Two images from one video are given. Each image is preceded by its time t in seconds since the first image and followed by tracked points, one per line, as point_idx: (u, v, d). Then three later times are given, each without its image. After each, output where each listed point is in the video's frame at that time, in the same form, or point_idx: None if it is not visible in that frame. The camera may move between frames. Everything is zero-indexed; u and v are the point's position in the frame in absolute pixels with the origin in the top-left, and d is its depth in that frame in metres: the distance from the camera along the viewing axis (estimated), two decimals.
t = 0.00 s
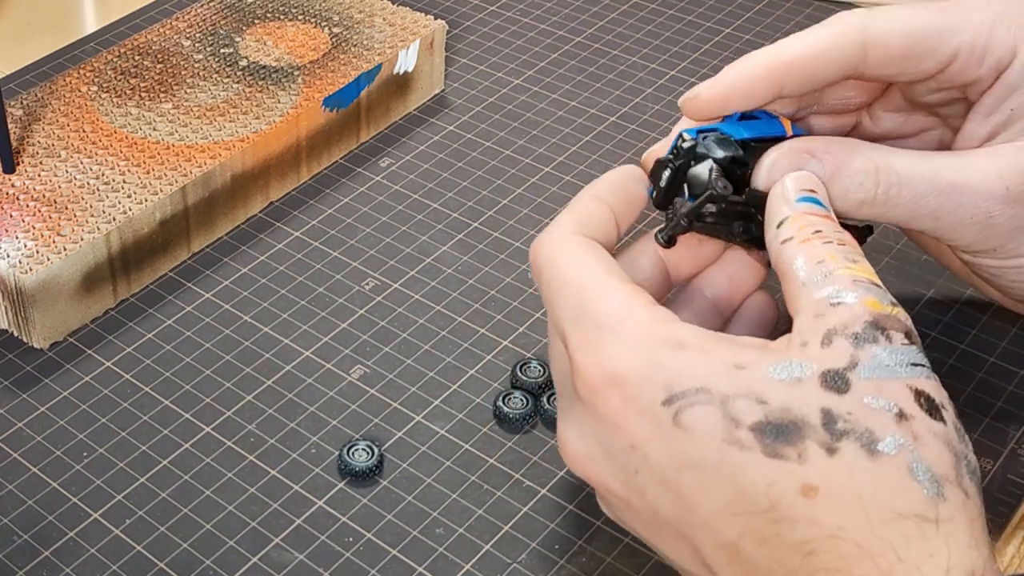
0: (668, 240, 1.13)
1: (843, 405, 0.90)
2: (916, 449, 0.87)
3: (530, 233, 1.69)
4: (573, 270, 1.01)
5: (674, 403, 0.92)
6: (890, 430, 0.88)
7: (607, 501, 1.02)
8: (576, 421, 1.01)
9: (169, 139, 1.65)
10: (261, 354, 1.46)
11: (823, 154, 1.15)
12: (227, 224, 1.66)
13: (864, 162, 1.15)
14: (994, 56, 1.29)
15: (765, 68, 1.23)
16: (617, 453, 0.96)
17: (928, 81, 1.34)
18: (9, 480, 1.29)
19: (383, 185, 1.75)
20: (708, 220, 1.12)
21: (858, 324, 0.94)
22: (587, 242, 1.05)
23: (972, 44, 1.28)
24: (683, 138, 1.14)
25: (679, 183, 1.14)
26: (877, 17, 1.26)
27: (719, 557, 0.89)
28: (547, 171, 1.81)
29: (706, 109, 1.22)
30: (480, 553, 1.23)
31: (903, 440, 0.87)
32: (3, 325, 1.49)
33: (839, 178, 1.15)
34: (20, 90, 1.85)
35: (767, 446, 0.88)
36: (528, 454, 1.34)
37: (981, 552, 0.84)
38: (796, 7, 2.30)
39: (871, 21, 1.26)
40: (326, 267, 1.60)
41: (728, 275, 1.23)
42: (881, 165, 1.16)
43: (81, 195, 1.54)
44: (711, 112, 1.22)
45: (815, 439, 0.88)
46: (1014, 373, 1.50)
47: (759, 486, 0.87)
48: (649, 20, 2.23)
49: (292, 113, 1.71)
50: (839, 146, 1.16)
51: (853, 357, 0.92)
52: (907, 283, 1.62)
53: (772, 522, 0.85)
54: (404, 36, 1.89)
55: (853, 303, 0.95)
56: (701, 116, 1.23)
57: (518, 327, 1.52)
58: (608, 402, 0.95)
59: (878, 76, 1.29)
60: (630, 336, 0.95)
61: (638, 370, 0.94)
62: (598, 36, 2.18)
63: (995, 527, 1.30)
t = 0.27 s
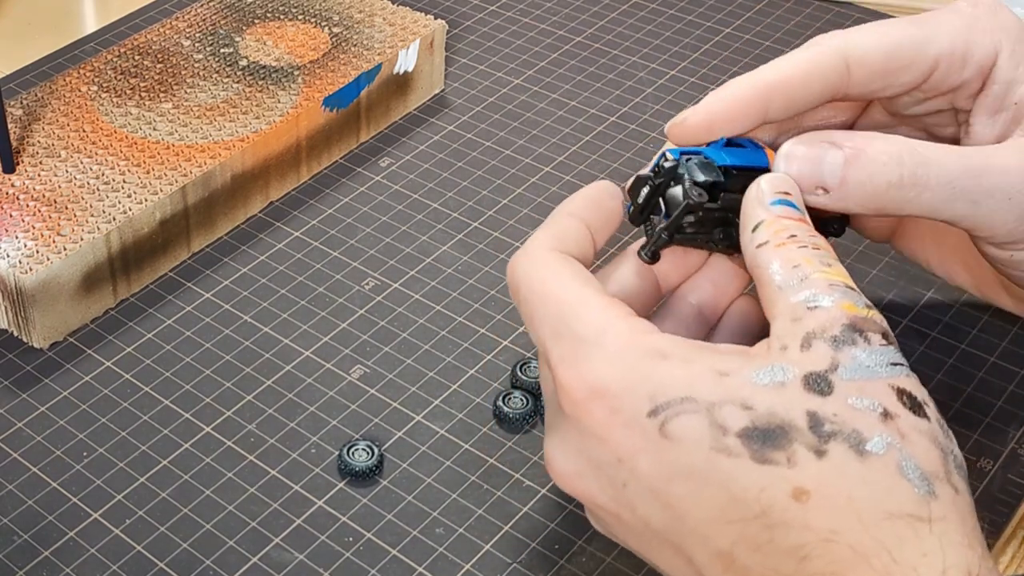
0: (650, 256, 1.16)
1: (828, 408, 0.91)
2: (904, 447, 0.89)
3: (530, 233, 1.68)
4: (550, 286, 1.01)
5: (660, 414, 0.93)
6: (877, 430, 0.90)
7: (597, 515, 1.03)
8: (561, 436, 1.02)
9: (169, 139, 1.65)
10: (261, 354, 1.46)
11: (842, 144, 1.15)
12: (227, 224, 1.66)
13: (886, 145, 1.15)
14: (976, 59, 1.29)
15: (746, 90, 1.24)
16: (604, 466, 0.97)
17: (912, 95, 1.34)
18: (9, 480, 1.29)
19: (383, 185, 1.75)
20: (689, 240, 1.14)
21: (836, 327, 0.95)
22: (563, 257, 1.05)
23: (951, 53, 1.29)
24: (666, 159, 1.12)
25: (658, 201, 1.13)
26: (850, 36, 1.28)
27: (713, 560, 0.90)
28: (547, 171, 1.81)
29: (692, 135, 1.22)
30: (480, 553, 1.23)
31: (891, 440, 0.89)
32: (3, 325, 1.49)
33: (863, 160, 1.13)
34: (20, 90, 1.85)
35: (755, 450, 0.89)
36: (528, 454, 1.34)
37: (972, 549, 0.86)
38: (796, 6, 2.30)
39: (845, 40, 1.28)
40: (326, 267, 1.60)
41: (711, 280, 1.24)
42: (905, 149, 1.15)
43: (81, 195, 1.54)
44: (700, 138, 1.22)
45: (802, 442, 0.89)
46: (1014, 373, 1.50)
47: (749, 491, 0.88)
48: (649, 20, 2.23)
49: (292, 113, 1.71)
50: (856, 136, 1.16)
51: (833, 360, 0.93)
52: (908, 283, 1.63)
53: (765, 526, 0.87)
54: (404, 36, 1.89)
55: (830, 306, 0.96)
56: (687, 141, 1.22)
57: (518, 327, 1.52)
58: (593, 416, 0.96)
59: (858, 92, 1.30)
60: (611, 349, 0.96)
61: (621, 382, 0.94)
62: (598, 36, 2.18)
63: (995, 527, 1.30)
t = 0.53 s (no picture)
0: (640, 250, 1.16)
1: (822, 407, 0.90)
2: (899, 445, 0.88)
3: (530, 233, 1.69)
4: (547, 290, 1.00)
5: (654, 418, 0.92)
6: (872, 428, 0.89)
7: (591, 521, 1.01)
8: (554, 442, 1.01)
9: (169, 139, 1.65)
10: (261, 354, 1.46)
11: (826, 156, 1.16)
12: (228, 223, 1.66)
13: (869, 155, 1.15)
14: (974, 50, 1.28)
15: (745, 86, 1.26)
16: (598, 471, 0.96)
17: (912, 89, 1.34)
18: (9, 480, 1.29)
19: (383, 185, 1.75)
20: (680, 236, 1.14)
21: (829, 328, 0.95)
22: (559, 260, 1.04)
23: (949, 42, 1.28)
24: (669, 156, 1.14)
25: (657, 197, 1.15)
26: (849, 30, 1.28)
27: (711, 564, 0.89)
28: (547, 171, 1.81)
29: (693, 129, 1.24)
30: (480, 553, 1.23)
31: (887, 438, 0.88)
32: (3, 325, 1.49)
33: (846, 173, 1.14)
34: (20, 90, 1.85)
35: (751, 451, 0.88)
36: (528, 454, 1.34)
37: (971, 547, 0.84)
38: (796, 6, 2.30)
39: (845, 33, 1.28)
40: (326, 267, 1.60)
41: (699, 277, 1.23)
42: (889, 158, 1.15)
43: (81, 195, 1.54)
44: (703, 132, 1.24)
45: (799, 442, 0.88)
46: (1014, 373, 1.50)
47: (746, 495, 0.87)
48: (649, 20, 2.23)
49: (292, 113, 1.71)
50: (841, 146, 1.16)
51: (826, 360, 0.93)
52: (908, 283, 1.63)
53: (765, 528, 0.85)
54: (404, 36, 1.89)
55: (822, 309, 0.96)
56: (688, 136, 1.25)
57: (518, 327, 1.52)
58: (587, 422, 0.95)
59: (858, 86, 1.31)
60: (607, 354, 0.95)
61: (617, 387, 0.94)
62: (599, 36, 2.18)
63: (995, 527, 1.30)
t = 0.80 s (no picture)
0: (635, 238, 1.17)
1: (810, 409, 0.90)
2: (888, 445, 0.88)
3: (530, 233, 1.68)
4: (538, 299, 1.00)
5: (642, 427, 0.91)
6: (860, 430, 0.89)
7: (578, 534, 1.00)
8: (541, 455, 0.99)
9: (169, 139, 1.65)
10: (261, 354, 1.46)
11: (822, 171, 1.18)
12: (228, 224, 1.66)
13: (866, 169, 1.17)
14: (978, 53, 1.29)
15: (755, 92, 1.25)
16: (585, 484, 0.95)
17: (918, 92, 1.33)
18: (9, 480, 1.29)
19: (383, 185, 1.75)
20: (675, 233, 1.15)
21: (813, 332, 0.95)
22: (554, 268, 1.03)
23: (955, 46, 1.28)
24: (683, 163, 1.13)
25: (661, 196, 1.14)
26: (858, 36, 1.27)
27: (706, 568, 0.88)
28: (547, 171, 1.81)
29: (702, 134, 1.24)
30: (480, 553, 1.23)
31: (875, 438, 0.88)
32: (3, 325, 1.49)
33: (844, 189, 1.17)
34: (21, 90, 1.85)
35: (741, 456, 0.88)
36: (528, 454, 1.34)
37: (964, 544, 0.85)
38: (796, 6, 2.30)
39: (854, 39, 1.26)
40: (326, 267, 1.60)
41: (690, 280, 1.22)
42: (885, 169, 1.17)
43: (81, 195, 1.54)
44: (711, 138, 1.24)
45: (788, 445, 0.88)
46: (1014, 373, 1.50)
47: (740, 499, 0.86)
48: (649, 20, 2.23)
49: (292, 113, 1.71)
50: (837, 161, 1.19)
51: (811, 363, 0.93)
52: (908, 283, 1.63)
53: (760, 533, 0.85)
54: (404, 36, 1.89)
55: (807, 314, 0.96)
56: (695, 141, 1.25)
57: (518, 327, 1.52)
58: (573, 433, 0.94)
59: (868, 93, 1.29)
60: (594, 362, 0.94)
61: (604, 394, 0.93)
62: (599, 36, 2.18)
63: (996, 527, 1.30)
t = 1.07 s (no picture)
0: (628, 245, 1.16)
1: (809, 410, 0.90)
2: (888, 445, 0.88)
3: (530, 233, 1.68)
4: (535, 301, 0.99)
5: (642, 428, 0.91)
6: (860, 430, 0.89)
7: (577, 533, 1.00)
8: (540, 457, 0.99)
9: (169, 139, 1.65)
10: (261, 354, 1.46)
11: (829, 176, 1.18)
12: (228, 223, 1.66)
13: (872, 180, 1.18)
14: (977, 66, 1.28)
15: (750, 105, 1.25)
16: (585, 484, 0.95)
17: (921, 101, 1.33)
18: (9, 480, 1.29)
19: (383, 185, 1.75)
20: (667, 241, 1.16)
21: (810, 335, 0.95)
22: (551, 269, 1.03)
23: (955, 58, 1.27)
24: (674, 179, 1.12)
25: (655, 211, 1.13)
26: (858, 44, 1.27)
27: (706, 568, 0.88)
28: (547, 171, 1.81)
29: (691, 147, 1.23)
30: (480, 553, 1.23)
31: (874, 438, 0.89)
32: (3, 325, 1.49)
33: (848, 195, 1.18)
34: (21, 90, 1.85)
35: (741, 457, 0.88)
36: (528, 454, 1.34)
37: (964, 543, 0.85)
38: (796, 6, 2.30)
39: (853, 48, 1.27)
40: (326, 267, 1.60)
41: (681, 279, 1.22)
42: (891, 182, 1.18)
43: (81, 195, 1.54)
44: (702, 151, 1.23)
45: (789, 445, 0.88)
46: (1014, 374, 1.50)
47: (740, 500, 0.86)
48: (649, 20, 2.23)
49: (292, 113, 1.71)
50: (846, 167, 1.19)
51: (809, 364, 0.93)
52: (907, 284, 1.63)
53: (760, 535, 0.85)
54: (404, 36, 1.89)
55: (802, 317, 0.96)
56: (688, 154, 1.23)
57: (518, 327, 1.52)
58: (573, 435, 0.93)
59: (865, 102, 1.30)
60: (592, 364, 0.94)
61: (602, 396, 0.93)
62: (599, 36, 2.18)
63: (995, 527, 1.30)
